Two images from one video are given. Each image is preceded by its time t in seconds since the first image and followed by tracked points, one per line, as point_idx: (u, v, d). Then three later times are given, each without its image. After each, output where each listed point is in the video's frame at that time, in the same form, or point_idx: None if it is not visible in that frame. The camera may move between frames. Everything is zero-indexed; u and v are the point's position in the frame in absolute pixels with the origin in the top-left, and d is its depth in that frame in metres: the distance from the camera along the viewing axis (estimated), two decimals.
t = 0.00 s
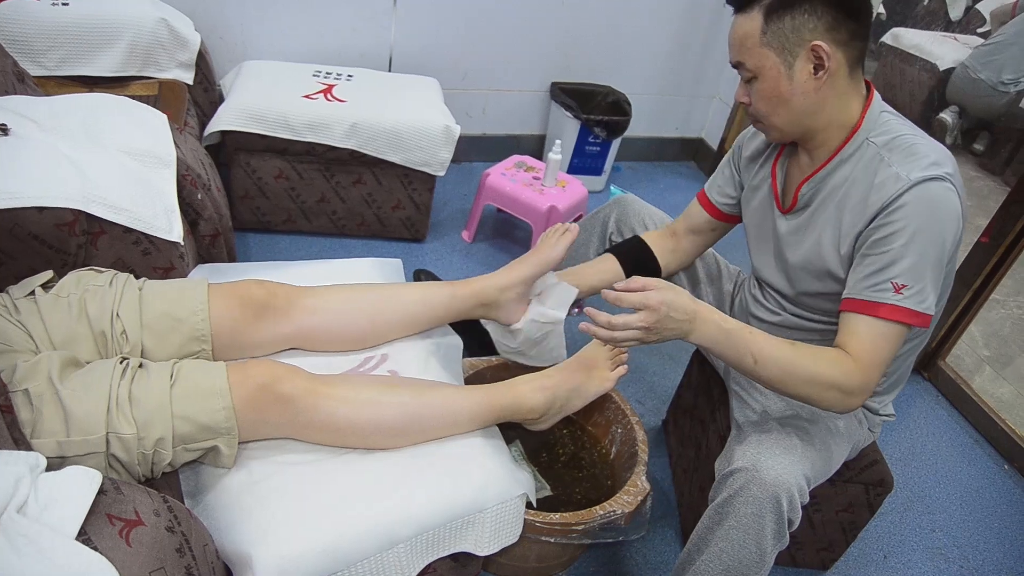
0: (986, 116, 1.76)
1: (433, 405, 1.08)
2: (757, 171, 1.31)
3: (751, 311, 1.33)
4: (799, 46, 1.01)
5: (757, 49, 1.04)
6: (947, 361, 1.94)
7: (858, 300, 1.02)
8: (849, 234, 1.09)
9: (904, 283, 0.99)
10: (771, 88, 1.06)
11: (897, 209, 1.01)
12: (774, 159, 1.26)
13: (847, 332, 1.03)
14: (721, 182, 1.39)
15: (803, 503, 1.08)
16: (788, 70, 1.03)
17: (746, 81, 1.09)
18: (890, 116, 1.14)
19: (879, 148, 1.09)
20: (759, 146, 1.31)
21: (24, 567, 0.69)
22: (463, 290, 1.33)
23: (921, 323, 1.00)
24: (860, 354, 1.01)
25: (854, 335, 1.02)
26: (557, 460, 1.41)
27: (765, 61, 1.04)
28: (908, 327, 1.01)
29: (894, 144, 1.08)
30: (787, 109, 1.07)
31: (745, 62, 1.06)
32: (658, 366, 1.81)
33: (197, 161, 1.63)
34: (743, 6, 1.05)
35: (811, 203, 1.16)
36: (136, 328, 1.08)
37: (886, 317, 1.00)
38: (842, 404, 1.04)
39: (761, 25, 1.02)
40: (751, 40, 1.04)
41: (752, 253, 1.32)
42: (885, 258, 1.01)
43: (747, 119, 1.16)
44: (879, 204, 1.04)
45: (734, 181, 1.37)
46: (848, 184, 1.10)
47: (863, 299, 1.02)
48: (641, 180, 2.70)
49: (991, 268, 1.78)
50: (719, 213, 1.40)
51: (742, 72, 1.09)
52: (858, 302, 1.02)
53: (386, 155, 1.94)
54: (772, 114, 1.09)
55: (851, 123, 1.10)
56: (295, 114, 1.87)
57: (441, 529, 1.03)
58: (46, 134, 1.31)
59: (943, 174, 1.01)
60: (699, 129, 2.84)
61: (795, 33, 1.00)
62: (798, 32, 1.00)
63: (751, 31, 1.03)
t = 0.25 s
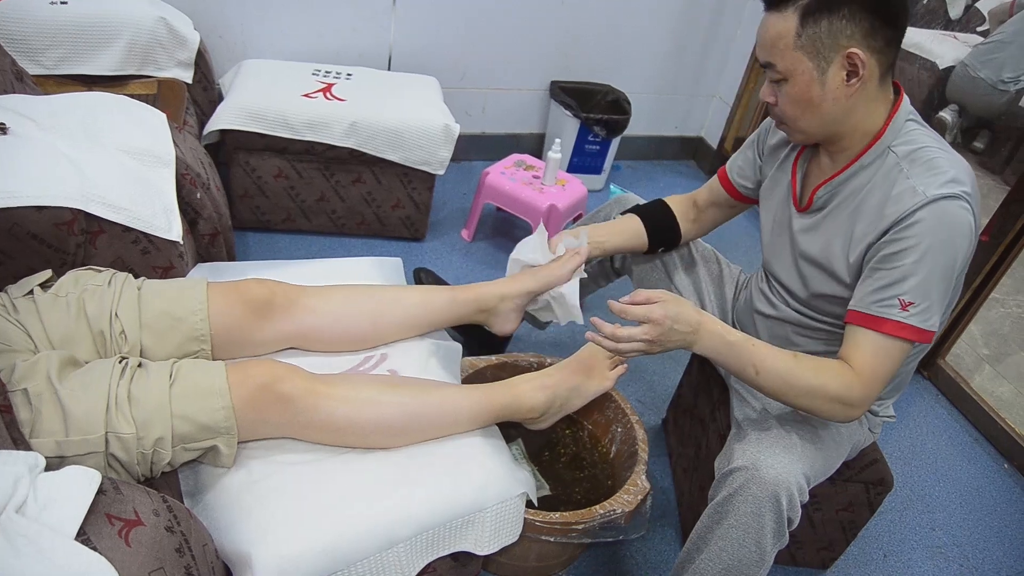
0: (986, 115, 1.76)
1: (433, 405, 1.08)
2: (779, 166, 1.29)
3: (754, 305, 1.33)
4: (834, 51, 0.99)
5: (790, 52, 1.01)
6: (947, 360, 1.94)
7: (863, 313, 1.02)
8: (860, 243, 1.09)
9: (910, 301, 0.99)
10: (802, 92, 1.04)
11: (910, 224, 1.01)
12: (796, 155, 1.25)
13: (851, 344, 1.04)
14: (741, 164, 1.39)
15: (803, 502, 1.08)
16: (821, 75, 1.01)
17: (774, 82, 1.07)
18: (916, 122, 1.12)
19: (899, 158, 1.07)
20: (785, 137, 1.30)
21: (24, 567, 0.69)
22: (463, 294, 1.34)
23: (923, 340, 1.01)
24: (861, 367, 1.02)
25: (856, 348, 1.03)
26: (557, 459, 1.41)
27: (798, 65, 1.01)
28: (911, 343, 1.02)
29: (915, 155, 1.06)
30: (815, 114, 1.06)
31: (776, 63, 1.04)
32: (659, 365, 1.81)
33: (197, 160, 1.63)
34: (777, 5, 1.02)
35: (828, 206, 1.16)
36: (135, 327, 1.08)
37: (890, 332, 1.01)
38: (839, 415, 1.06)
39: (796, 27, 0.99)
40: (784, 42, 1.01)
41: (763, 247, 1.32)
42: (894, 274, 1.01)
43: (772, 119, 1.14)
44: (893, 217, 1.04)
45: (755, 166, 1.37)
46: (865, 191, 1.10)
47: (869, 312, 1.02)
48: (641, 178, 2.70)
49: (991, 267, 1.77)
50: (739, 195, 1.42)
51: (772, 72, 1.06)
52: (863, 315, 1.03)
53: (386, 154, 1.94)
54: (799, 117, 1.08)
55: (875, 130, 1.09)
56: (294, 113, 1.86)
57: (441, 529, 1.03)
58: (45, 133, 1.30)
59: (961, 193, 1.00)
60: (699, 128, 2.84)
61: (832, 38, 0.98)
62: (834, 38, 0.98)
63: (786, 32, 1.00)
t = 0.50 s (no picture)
0: (986, 117, 1.77)
1: (433, 407, 1.08)
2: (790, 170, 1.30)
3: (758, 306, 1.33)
4: (856, 59, 0.98)
5: (810, 57, 1.01)
6: (948, 361, 1.94)
7: (872, 318, 1.03)
8: (870, 249, 1.09)
9: (919, 308, 0.99)
10: (820, 98, 1.04)
11: (922, 232, 1.01)
12: (807, 159, 1.25)
13: (855, 348, 1.05)
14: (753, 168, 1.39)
15: (802, 502, 1.08)
16: (840, 82, 1.01)
17: (792, 86, 1.07)
18: (930, 130, 1.12)
19: (913, 165, 1.07)
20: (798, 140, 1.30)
21: (26, 568, 0.69)
22: (465, 297, 1.34)
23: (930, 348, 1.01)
24: (863, 371, 1.02)
25: (860, 352, 1.04)
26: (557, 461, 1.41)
27: (818, 70, 1.01)
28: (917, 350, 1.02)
29: (930, 162, 1.06)
30: (833, 120, 1.06)
31: (795, 68, 1.03)
32: (659, 367, 1.81)
33: (198, 161, 1.63)
34: (799, 8, 1.01)
35: (838, 211, 1.16)
36: (137, 328, 1.08)
37: (898, 339, 1.00)
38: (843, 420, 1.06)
39: (818, 32, 0.99)
40: (805, 47, 1.00)
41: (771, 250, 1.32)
42: (904, 281, 1.01)
43: (786, 121, 1.14)
44: (905, 224, 1.03)
45: (764, 167, 1.37)
46: (878, 198, 1.10)
47: (878, 318, 1.02)
48: (642, 180, 2.70)
49: (990, 269, 1.75)
50: (752, 201, 1.41)
51: (790, 76, 1.06)
52: (871, 321, 1.03)
53: (387, 156, 1.94)
54: (815, 122, 1.07)
55: (889, 138, 1.09)
56: (294, 114, 1.86)
57: (442, 530, 1.03)
58: (47, 135, 1.30)
59: (974, 203, 1.00)
60: (700, 129, 2.84)
61: (854, 45, 0.97)
62: (857, 45, 0.97)
63: (807, 37, 1.00)
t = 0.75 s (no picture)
0: (992, 121, 1.78)
1: (438, 413, 1.08)
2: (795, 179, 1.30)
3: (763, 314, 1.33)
4: (862, 70, 0.99)
5: (817, 69, 1.01)
6: (952, 368, 1.94)
7: (877, 330, 1.03)
8: (875, 260, 1.09)
9: (926, 320, 1.00)
10: (826, 109, 1.04)
11: (927, 243, 1.01)
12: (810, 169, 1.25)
13: (862, 360, 1.05)
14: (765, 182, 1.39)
15: (810, 511, 1.08)
16: (847, 94, 1.01)
17: (797, 97, 1.08)
18: (933, 139, 1.12)
19: (918, 176, 1.07)
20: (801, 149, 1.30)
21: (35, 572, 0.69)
22: (469, 307, 1.35)
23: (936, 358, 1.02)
24: (871, 383, 1.03)
25: (867, 364, 1.04)
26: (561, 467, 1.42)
27: (824, 82, 1.02)
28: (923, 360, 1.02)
29: (934, 172, 1.07)
30: (839, 132, 1.06)
31: (801, 79, 1.04)
32: (663, 374, 1.81)
33: (204, 167, 1.64)
34: (804, 20, 1.02)
35: (842, 221, 1.16)
36: (143, 333, 1.09)
37: (904, 351, 1.01)
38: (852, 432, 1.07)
39: (825, 44, 0.99)
40: (811, 59, 1.01)
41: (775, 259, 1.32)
42: (910, 292, 1.01)
43: (792, 132, 1.14)
44: (910, 236, 1.04)
45: (770, 177, 1.38)
46: (882, 209, 1.10)
47: (884, 331, 1.03)
48: (646, 186, 2.70)
49: (995, 275, 1.76)
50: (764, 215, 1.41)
51: (796, 87, 1.06)
52: (877, 333, 1.03)
53: (391, 162, 1.95)
54: (821, 134, 1.08)
55: (894, 147, 1.09)
56: (300, 120, 1.88)
57: (447, 536, 1.03)
58: (55, 141, 1.32)
59: (979, 213, 1.00)
60: (703, 136, 2.85)
61: (860, 56, 0.98)
62: (863, 57, 0.98)
63: (813, 49, 1.01)
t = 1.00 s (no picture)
0: (999, 132, 1.79)
1: (450, 418, 1.09)
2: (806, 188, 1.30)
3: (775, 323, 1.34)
4: (875, 77, 1.00)
5: (830, 76, 1.02)
6: (962, 377, 1.93)
7: (890, 335, 1.04)
8: (888, 267, 1.09)
9: (939, 327, 1.00)
10: (839, 116, 1.04)
11: (942, 251, 1.01)
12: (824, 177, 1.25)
13: (871, 364, 1.06)
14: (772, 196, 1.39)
15: (815, 515, 1.09)
16: (860, 101, 1.02)
17: (810, 105, 1.08)
18: (949, 148, 1.12)
19: (933, 184, 1.08)
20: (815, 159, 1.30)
21: (54, 571, 0.70)
22: (479, 314, 1.37)
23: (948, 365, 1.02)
24: (880, 388, 1.04)
25: (875, 368, 1.06)
26: (570, 473, 1.42)
27: (838, 89, 1.02)
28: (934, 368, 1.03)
29: (949, 181, 1.07)
30: (852, 139, 1.06)
31: (814, 86, 1.05)
32: (672, 380, 1.81)
33: (218, 172, 1.66)
34: (819, 28, 1.03)
35: (856, 228, 1.16)
36: (158, 335, 1.10)
37: (918, 358, 1.02)
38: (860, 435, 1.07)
39: (838, 51, 1.00)
40: (825, 66, 1.02)
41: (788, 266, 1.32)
42: (924, 299, 1.01)
43: (804, 139, 1.15)
44: (924, 243, 1.04)
45: (782, 190, 1.37)
46: (897, 217, 1.10)
47: (897, 337, 1.03)
48: (655, 193, 2.71)
49: (1004, 287, 1.74)
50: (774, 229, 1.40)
51: (809, 94, 1.07)
52: (890, 339, 1.04)
53: (402, 168, 1.96)
54: (834, 141, 1.08)
55: (909, 155, 1.09)
56: (312, 126, 1.89)
57: (458, 540, 1.03)
58: (73, 146, 1.33)
59: (995, 222, 1.01)
60: (712, 143, 2.85)
61: (874, 63, 0.99)
62: (877, 64, 0.99)
63: (827, 56, 1.01)
